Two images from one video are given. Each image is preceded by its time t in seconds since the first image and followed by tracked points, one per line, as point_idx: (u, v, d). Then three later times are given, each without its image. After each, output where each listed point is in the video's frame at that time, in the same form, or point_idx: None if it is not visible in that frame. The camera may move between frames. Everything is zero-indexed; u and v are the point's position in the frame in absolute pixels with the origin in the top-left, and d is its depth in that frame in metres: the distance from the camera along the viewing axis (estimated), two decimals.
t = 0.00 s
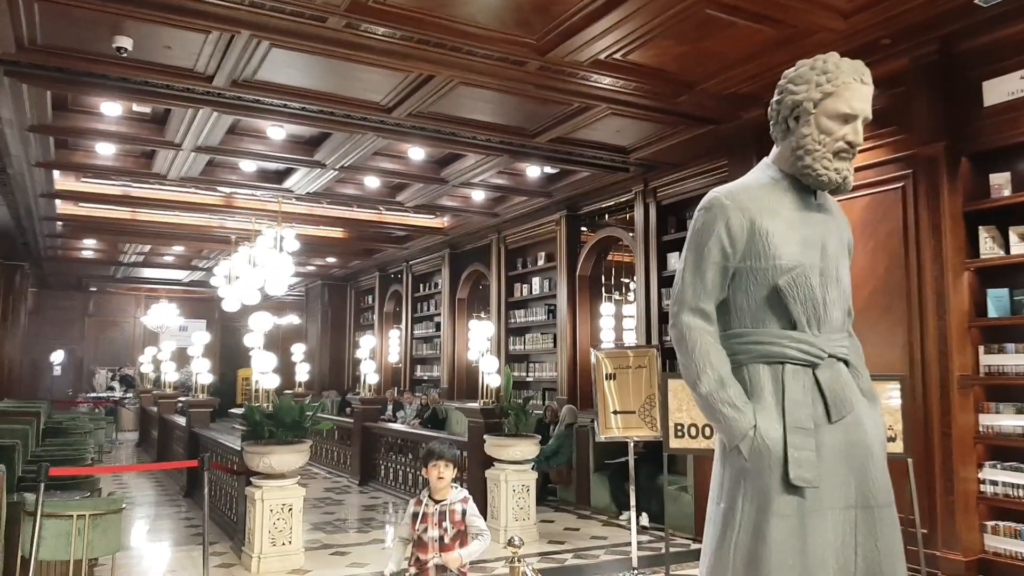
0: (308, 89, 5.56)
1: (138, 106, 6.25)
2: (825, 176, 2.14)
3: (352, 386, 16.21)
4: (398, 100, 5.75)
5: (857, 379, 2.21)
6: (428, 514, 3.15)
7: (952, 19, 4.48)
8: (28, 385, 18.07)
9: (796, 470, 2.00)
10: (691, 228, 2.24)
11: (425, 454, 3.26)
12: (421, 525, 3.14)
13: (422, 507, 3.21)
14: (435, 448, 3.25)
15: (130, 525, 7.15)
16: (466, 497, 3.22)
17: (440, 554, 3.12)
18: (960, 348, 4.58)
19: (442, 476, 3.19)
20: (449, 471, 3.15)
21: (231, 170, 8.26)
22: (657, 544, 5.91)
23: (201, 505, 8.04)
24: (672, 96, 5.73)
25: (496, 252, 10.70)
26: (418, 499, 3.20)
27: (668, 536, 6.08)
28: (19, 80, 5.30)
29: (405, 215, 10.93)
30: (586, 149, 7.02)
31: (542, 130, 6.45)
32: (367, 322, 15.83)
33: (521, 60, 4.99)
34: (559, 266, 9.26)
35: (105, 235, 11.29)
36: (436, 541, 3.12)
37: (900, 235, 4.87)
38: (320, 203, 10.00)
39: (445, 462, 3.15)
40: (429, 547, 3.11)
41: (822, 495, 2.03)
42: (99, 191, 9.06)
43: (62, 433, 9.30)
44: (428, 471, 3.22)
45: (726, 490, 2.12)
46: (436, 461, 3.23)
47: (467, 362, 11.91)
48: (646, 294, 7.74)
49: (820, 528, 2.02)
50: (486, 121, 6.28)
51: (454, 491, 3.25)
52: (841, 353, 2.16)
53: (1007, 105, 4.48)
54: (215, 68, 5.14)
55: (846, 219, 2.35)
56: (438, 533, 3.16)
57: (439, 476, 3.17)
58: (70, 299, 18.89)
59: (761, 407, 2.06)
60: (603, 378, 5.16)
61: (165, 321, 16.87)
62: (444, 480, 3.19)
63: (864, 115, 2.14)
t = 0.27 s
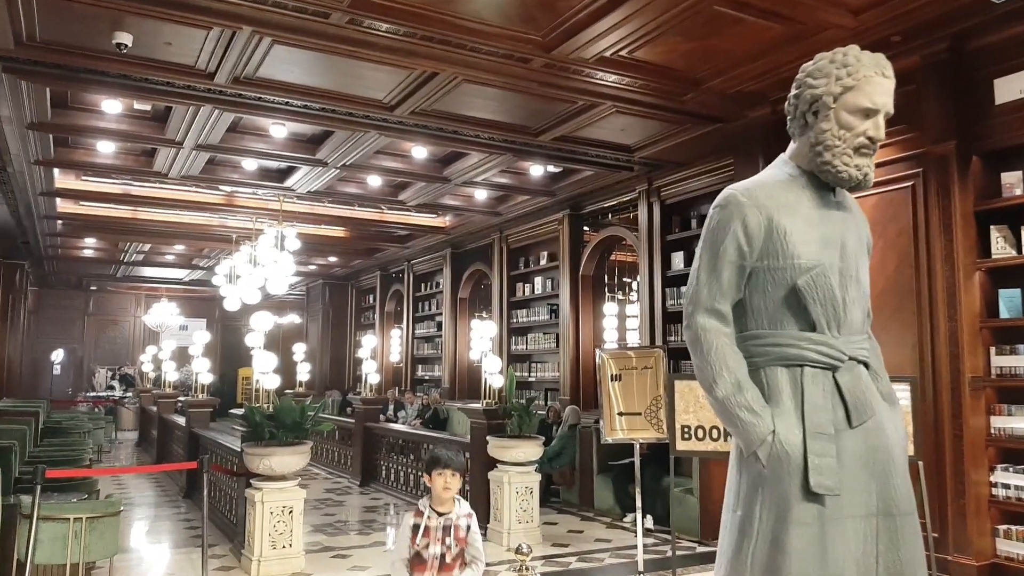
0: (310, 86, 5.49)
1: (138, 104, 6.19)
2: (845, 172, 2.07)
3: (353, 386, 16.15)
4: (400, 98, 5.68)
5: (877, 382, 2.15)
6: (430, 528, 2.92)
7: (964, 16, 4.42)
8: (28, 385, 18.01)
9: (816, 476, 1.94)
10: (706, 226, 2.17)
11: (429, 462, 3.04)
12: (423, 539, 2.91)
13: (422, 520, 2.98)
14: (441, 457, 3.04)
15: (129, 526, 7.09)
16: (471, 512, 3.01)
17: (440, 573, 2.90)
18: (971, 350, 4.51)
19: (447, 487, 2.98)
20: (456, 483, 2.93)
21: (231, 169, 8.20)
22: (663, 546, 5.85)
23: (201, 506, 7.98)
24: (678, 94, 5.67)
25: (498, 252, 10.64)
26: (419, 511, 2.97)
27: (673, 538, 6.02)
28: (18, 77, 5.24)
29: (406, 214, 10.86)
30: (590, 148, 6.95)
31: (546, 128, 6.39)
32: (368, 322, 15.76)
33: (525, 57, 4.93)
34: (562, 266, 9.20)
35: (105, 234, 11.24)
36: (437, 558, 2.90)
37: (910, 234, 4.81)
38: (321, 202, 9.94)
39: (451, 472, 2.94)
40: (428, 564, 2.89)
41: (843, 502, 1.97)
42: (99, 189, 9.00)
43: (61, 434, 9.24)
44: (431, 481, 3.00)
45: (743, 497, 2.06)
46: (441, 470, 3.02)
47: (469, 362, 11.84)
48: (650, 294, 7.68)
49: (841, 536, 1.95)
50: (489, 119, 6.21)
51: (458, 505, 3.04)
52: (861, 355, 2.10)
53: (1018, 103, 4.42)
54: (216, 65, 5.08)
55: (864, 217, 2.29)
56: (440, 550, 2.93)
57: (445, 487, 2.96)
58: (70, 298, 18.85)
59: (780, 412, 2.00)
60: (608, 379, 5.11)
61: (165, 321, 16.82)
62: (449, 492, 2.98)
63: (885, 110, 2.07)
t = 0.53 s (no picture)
0: (305, 86, 5.43)
1: (131, 104, 6.12)
2: (855, 172, 2.00)
3: (348, 390, 16.06)
4: (396, 98, 5.62)
5: (889, 388, 2.08)
6: (440, 549, 2.58)
7: (967, 14, 4.38)
8: (20, 389, 17.87)
9: (828, 485, 1.88)
10: (713, 227, 2.11)
11: (440, 473, 2.69)
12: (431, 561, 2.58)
13: (431, 539, 2.64)
14: (454, 468, 2.68)
15: (122, 532, 7.00)
16: (485, 531, 2.64)
17: None
18: (974, 353, 4.47)
19: (459, 503, 2.61)
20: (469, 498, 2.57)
21: (226, 170, 8.13)
22: (663, 552, 5.79)
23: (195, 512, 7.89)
24: (677, 94, 5.62)
25: (494, 254, 10.58)
26: (427, 529, 2.62)
27: (673, 544, 5.97)
28: (8, 76, 5.16)
29: (402, 216, 10.80)
30: (588, 149, 6.90)
31: (543, 129, 6.33)
32: (363, 325, 15.68)
33: (523, 56, 4.87)
34: (559, 268, 9.14)
35: (98, 237, 11.15)
36: None
37: (912, 236, 4.76)
38: (316, 205, 9.87)
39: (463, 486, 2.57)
40: None
41: (854, 511, 1.91)
42: (92, 191, 8.92)
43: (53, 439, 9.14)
44: (442, 494, 2.64)
45: (751, 505, 2.00)
46: (452, 482, 2.65)
47: (465, 366, 11.78)
48: (649, 297, 7.63)
49: (852, 546, 1.89)
50: (486, 120, 6.15)
51: (471, 522, 2.68)
52: (872, 359, 2.03)
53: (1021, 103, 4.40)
54: (210, 64, 5.01)
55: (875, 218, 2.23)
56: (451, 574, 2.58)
57: (456, 502, 2.59)
58: (63, 301, 18.72)
59: (790, 418, 1.94)
60: (607, 383, 5.04)
61: (159, 324, 16.71)
62: (461, 509, 2.61)
63: (896, 108, 2.01)
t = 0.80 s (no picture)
0: (304, 85, 5.39)
1: (128, 103, 6.08)
2: (863, 170, 1.99)
3: (346, 392, 16.00)
4: (396, 98, 5.59)
5: (896, 390, 2.05)
6: (447, 560, 2.52)
7: (972, 14, 4.36)
8: (16, 390, 17.79)
9: (835, 489, 1.84)
10: (718, 226, 2.07)
11: (445, 481, 2.65)
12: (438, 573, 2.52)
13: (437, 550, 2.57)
14: (459, 476, 2.63)
15: (117, 535, 6.94)
16: (493, 540, 2.60)
17: None
18: (978, 356, 4.45)
19: (466, 512, 2.57)
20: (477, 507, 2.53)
21: (224, 170, 8.09)
22: (662, 557, 5.75)
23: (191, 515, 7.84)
24: (678, 95, 5.60)
25: (493, 256, 10.54)
26: (433, 540, 2.56)
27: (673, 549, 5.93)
28: (4, 74, 5.12)
29: (401, 218, 10.77)
30: (588, 150, 6.88)
31: (544, 130, 6.30)
32: (361, 327, 15.62)
33: (524, 56, 4.84)
34: (557, 270, 9.11)
35: (95, 238, 11.09)
36: None
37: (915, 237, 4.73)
38: (314, 205, 9.83)
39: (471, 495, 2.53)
40: None
41: (861, 516, 1.87)
42: (89, 191, 8.87)
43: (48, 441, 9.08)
44: (448, 503, 2.59)
45: (756, 511, 1.96)
46: (458, 492, 2.61)
47: (463, 368, 11.73)
48: (648, 299, 7.60)
49: (859, 551, 1.86)
50: (487, 121, 6.13)
51: (478, 532, 2.63)
52: (879, 361, 2.00)
53: None
54: (208, 63, 4.97)
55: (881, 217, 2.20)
56: None
57: (463, 512, 2.55)
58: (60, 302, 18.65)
59: (796, 420, 1.90)
60: (606, 386, 5.01)
61: (156, 326, 16.64)
62: (469, 519, 2.56)
63: (906, 105, 1.99)
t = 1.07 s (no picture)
0: (301, 84, 5.32)
1: (123, 102, 6.01)
2: (878, 164, 1.91)
3: (344, 394, 15.91)
4: (394, 97, 5.52)
5: (913, 391, 1.98)
6: None
7: (978, 12, 4.30)
8: (12, 393, 17.68)
9: (851, 493, 1.77)
10: (728, 223, 2.00)
11: (458, 505, 2.40)
12: None
13: None
14: (474, 496, 2.40)
15: (112, 539, 6.86)
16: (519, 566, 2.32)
17: None
18: (985, 357, 4.40)
19: (486, 533, 2.31)
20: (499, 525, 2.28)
21: (220, 171, 8.01)
22: (665, 560, 5.69)
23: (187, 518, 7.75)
24: (680, 94, 5.54)
25: (492, 257, 10.48)
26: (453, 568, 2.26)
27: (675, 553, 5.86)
28: None
29: (399, 219, 10.70)
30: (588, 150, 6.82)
31: (543, 129, 6.24)
32: (359, 329, 15.54)
33: (524, 54, 4.78)
34: (557, 272, 9.04)
35: (91, 239, 11.01)
36: None
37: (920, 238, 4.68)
38: (312, 206, 9.76)
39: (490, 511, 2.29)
40: None
41: (878, 521, 1.80)
42: (84, 192, 8.80)
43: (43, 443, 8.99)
44: (463, 528, 2.33)
45: (769, 516, 1.89)
46: (474, 514, 2.36)
47: (462, 370, 11.66)
48: (649, 301, 7.54)
49: (877, 558, 1.79)
50: (485, 120, 6.06)
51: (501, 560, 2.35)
52: (896, 361, 1.93)
53: None
54: (203, 61, 4.90)
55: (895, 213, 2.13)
56: None
57: (483, 532, 2.30)
58: (56, 304, 18.56)
59: (810, 423, 1.83)
60: (608, 388, 4.95)
61: (153, 327, 16.54)
62: (490, 539, 2.31)
63: (922, 97, 1.92)
